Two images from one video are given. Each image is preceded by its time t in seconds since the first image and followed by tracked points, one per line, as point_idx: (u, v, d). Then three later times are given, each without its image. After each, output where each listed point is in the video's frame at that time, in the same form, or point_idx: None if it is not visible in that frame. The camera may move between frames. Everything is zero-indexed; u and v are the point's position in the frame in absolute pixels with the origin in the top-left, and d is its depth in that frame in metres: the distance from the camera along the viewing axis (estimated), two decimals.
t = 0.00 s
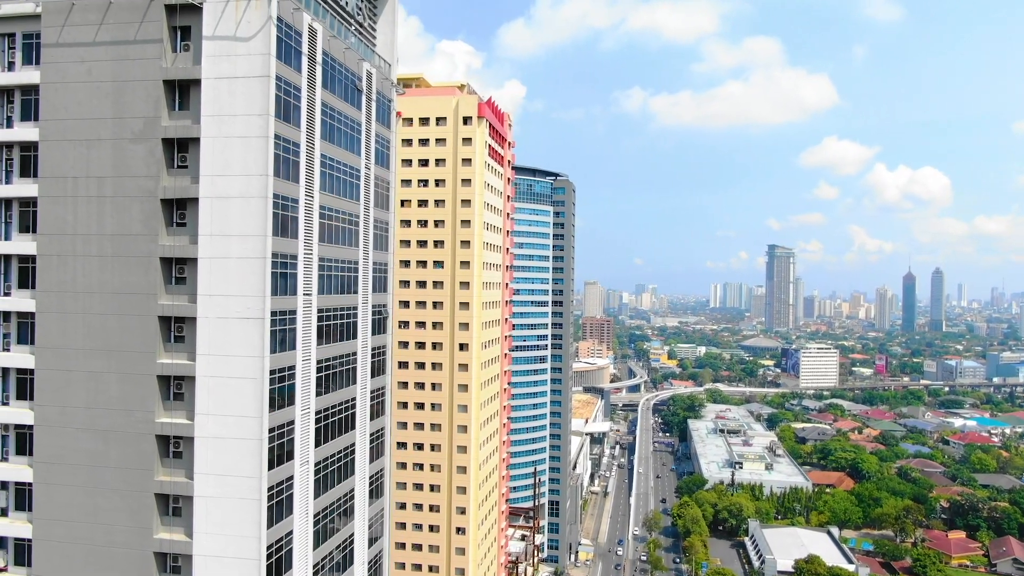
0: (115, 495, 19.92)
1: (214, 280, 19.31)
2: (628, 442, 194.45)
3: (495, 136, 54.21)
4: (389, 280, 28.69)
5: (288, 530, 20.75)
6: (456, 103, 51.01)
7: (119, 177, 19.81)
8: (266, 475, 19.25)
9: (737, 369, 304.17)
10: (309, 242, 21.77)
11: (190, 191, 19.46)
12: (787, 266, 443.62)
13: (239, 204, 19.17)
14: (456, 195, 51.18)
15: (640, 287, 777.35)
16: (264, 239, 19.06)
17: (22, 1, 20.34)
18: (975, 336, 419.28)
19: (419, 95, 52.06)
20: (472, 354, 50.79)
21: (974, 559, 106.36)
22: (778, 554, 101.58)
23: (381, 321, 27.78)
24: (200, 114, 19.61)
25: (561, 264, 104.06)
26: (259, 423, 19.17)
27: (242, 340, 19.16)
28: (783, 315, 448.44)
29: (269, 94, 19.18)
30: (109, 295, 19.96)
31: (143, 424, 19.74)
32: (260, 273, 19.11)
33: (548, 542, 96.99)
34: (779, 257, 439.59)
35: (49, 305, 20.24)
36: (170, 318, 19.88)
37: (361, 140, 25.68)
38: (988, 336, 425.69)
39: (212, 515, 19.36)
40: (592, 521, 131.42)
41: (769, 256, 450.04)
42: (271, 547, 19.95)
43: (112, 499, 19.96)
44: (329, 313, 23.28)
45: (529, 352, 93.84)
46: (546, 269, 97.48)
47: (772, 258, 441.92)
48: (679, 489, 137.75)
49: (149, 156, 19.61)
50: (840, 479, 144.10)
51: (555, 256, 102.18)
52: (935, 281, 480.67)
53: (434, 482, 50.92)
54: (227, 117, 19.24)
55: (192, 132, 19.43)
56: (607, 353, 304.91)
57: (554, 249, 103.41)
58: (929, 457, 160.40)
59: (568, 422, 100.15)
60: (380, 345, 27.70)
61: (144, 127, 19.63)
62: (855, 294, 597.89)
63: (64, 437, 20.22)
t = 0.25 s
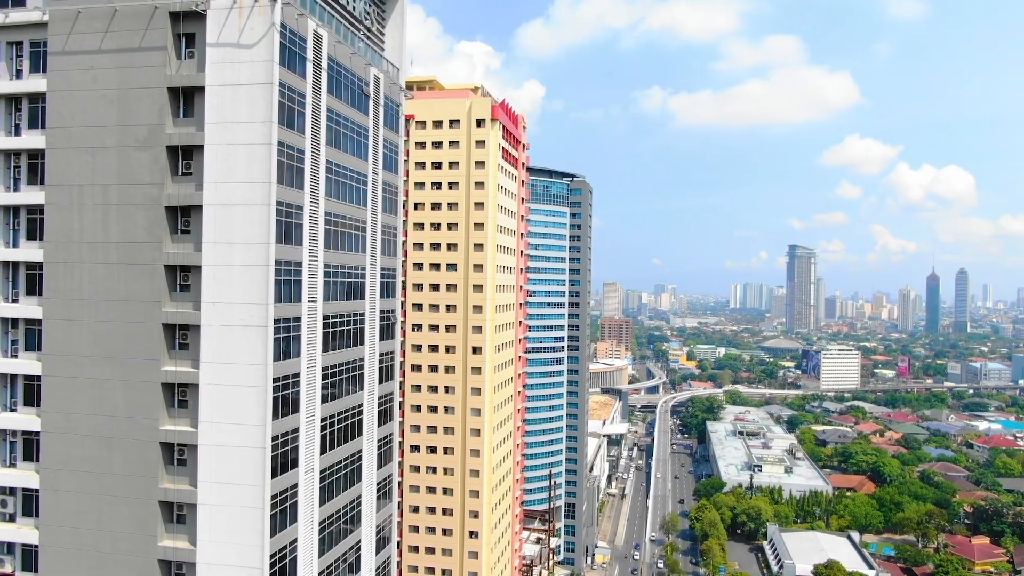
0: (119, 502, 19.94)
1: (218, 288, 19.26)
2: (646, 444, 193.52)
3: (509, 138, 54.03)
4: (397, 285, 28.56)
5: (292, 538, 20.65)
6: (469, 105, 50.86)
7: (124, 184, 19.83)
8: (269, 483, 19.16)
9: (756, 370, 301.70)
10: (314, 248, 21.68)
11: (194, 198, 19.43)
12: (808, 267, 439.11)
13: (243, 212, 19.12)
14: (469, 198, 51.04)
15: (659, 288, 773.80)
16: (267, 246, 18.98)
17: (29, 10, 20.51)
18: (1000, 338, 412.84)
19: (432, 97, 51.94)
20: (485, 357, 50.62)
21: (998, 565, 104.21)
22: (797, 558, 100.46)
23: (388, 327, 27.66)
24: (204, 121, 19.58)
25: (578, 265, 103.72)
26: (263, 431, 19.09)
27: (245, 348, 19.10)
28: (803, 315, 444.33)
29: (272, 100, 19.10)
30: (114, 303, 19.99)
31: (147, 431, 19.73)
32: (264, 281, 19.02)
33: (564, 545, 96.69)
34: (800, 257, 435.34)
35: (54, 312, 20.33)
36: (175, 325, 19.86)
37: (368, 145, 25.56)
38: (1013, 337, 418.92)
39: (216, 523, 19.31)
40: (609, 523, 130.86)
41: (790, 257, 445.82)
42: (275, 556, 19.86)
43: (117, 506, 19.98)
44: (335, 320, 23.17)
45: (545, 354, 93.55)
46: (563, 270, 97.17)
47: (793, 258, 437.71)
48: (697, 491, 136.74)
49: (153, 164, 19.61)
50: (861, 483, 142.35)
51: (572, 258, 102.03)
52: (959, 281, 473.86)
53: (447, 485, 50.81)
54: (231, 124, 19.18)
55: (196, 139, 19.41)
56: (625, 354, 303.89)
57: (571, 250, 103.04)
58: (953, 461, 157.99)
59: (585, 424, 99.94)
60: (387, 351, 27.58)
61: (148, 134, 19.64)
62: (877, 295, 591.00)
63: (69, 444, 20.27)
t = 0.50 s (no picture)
0: (125, 509, 19.97)
1: (221, 296, 19.23)
2: (664, 446, 192.50)
3: (523, 140, 53.75)
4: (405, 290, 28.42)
5: (295, 547, 20.57)
6: (482, 108, 50.75)
7: (128, 192, 19.84)
8: (272, 492, 19.09)
9: (777, 372, 299.10)
10: (318, 254, 21.58)
11: (197, 206, 19.41)
12: (829, 267, 434.28)
13: (246, 219, 19.06)
14: (483, 201, 50.92)
15: (679, 288, 768.88)
16: (270, 254, 18.92)
17: (37, 18, 20.64)
18: None
19: (444, 100, 51.88)
20: (498, 361, 50.46)
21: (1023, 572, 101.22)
22: (816, 563, 99.33)
23: (396, 334, 27.56)
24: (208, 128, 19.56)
25: (594, 267, 103.30)
26: (265, 439, 19.02)
27: (248, 355, 19.05)
28: (825, 316, 439.98)
29: (275, 106, 19.03)
30: (119, 310, 20.01)
31: (152, 439, 19.75)
32: (267, 289, 18.96)
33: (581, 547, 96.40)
34: (821, 257, 430.70)
35: (61, 319, 20.41)
36: (179, 333, 19.85)
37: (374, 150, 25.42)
38: None
39: (219, 530, 19.29)
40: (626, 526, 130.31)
41: (811, 257, 441.26)
42: (278, 564, 19.77)
43: (122, 514, 19.99)
44: (341, 327, 23.09)
45: (562, 356, 93.34)
46: (580, 272, 96.73)
47: (814, 259, 433.15)
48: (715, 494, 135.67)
49: (158, 171, 19.61)
50: (882, 487, 140.55)
51: (589, 259, 101.88)
52: (984, 281, 466.83)
53: (460, 489, 50.66)
54: (234, 132, 19.12)
55: (200, 146, 19.38)
56: (644, 355, 302.51)
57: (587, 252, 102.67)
58: (976, 465, 155.49)
59: (601, 426, 99.63)
60: (395, 357, 27.48)
61: (153, 142, 19.63)
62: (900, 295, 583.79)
63: (75, 451, 20.33)
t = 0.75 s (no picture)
0: (130, 516, 19.97)
1: (224, 304, 19.17)
2: (682, 448, 191.34)
3: (536, 142, 53.53)
4: (413, 296, 28.28)
5: (299, 555, 20.45)
6: (495, 110, 50.59)
7: (134, 200, 19.86)
8: (275, 501, 18.99)
9: (797, 373, 296.09)
10: (323, 261, 21.48)
11: (201, 214, 19.37)
12: (851, 267, 429.09)
13: (249, 227, 19.00)
14: (496, 204, 50.74)
15: (698, 288, 764.32)
16: (272, 262, 18.83)
17: (44, 27, 20.72)
18: None
19: (457, 102, 51.79)
20: (511, 364, 50.27)
21: None
22: (836, 568, 98.02)
23: (403, 339, 27.40)
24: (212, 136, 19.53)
25: (611, 268, 102.84)
26: (268, 448, 18.93)
27: (251, 363, 18.97)
28: (846, 317, 435.39)
29: (278, 113, 18.94)
30: (124, 318, 20.02)
31: (157, 446, 19.74)
32: (269, 297, 18.88)
33: (597, 551, 95.96)
34: (843, 257, 425.70)
35: (67, 326, 20.46)
36: (183, 341, 19.82)
37: (381, 155, 25.30)
38: None
39: (223, 539, 19.23)
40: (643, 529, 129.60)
41: (832, 257, 436.39)
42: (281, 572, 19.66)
43: (127, 521, 20.00)
44: (346, 334, 22.96)
45: (578, 357, 93.02)
46: (597, 274, 96.24)
47: (835, 259, 428.29)
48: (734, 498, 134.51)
49: (162, 179, 19.59)
50: (904, 491, 138.63)
51: (605, 261, 101.43)
52: (1010, 281, 459.32)
53: (473, 492, 50.48)
54: (237, 139, 19.06)
55: (203, 154, 19.33)
56: (663, 356, 300.89)
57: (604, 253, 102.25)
58: (1001, 469, 152.80)
59: (617, 428, 99.17)
60: (402, 364, 27.33)
61: (157, 150, 19.63)
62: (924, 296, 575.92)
63: (82, 458, 20.39)
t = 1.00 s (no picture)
0: (134, 524, 19.98)
1: (227, 312, 19.13)
2: (701, 450, 190.05)
3: (549, 144, 53.25)
4: (421, 302, 28.14)
5: (303, 564, 20.35)
6: (508, 113, 50.37)
7: (138, 208, 19.88)
8: (277, 509, 18.92)
9: (818, 375, 293.03)
10: (327, 268, 21.38)
11: (204, 222, 19.35)
12: (873, 268, 423.81)
13: (251, 235, 18.95)
14: (508, 207, 50.53)
15: (718, 288, 759.37)
16: (274, 270, 18.76)
17: (51, 35, 20.80)
18: None
19: (470, 105, 51.65)
20: (524, 368, 50.08)
21: None
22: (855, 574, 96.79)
23: (411, 346, 27.26)
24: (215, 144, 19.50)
25: (628, 270, 102.24)
26: (270, 457, 18.86)
27: (254, 372, 18.91)
28: (868, 318, 430.54)
29: (280, 121, 18.87)
30: (128, 325, 20.04)
31: (160, 454, 19.74)
32: (272, 305, 18.81)
33: (613, 554, 95.56)
34: (864, 257, 420.58)
35: (73, 333, 20.52)
36: (187, 349, 19.81)
37: (387, 161, 25.19)
38: None
39: (226, 548, 19.19)
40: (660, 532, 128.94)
41: (853, 258, 431.46)
42: None
43: (132, 529, 20.03)
44: (352, 341, 22.85)
45: (594, 359, 92.54)
46: (613, 275, 95.76)
47: (857, 259, 423.11)
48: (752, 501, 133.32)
49: (166, 187, 19.60)
50: (926, 495, 136.64)
51: (621, 263, 100.93)
52: None
53: (486, 496, 50.31)
54: (240, 147, 19.02)
55: (206, 162, 19.31)
56: (681, 357, 299.15)
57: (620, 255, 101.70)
58: None
59: (634, 431, 98.69)
60: (410, 370, 27.20)
61: (161, 158, 19.64)
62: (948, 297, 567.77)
63: (87, 465, 20.44)
